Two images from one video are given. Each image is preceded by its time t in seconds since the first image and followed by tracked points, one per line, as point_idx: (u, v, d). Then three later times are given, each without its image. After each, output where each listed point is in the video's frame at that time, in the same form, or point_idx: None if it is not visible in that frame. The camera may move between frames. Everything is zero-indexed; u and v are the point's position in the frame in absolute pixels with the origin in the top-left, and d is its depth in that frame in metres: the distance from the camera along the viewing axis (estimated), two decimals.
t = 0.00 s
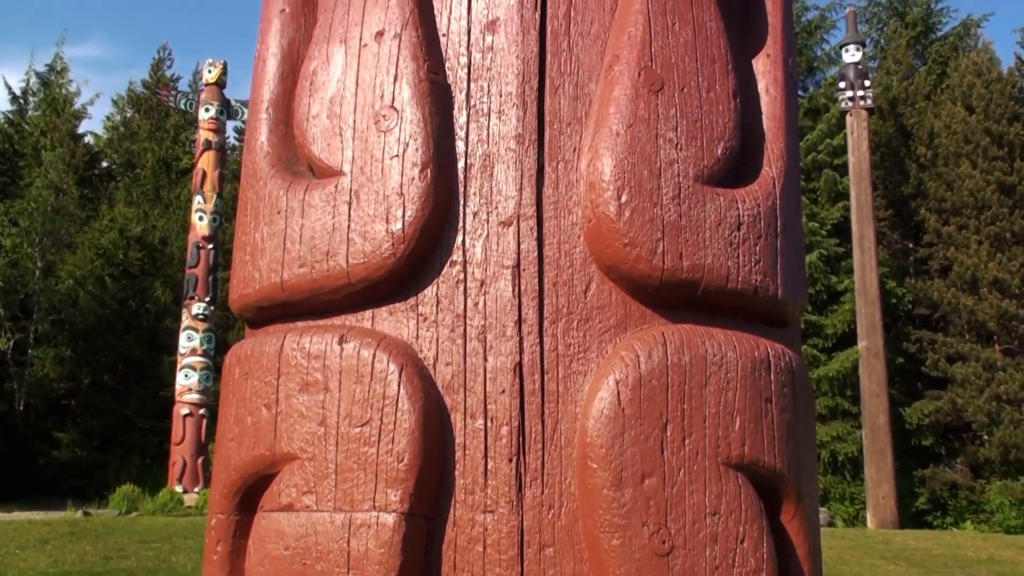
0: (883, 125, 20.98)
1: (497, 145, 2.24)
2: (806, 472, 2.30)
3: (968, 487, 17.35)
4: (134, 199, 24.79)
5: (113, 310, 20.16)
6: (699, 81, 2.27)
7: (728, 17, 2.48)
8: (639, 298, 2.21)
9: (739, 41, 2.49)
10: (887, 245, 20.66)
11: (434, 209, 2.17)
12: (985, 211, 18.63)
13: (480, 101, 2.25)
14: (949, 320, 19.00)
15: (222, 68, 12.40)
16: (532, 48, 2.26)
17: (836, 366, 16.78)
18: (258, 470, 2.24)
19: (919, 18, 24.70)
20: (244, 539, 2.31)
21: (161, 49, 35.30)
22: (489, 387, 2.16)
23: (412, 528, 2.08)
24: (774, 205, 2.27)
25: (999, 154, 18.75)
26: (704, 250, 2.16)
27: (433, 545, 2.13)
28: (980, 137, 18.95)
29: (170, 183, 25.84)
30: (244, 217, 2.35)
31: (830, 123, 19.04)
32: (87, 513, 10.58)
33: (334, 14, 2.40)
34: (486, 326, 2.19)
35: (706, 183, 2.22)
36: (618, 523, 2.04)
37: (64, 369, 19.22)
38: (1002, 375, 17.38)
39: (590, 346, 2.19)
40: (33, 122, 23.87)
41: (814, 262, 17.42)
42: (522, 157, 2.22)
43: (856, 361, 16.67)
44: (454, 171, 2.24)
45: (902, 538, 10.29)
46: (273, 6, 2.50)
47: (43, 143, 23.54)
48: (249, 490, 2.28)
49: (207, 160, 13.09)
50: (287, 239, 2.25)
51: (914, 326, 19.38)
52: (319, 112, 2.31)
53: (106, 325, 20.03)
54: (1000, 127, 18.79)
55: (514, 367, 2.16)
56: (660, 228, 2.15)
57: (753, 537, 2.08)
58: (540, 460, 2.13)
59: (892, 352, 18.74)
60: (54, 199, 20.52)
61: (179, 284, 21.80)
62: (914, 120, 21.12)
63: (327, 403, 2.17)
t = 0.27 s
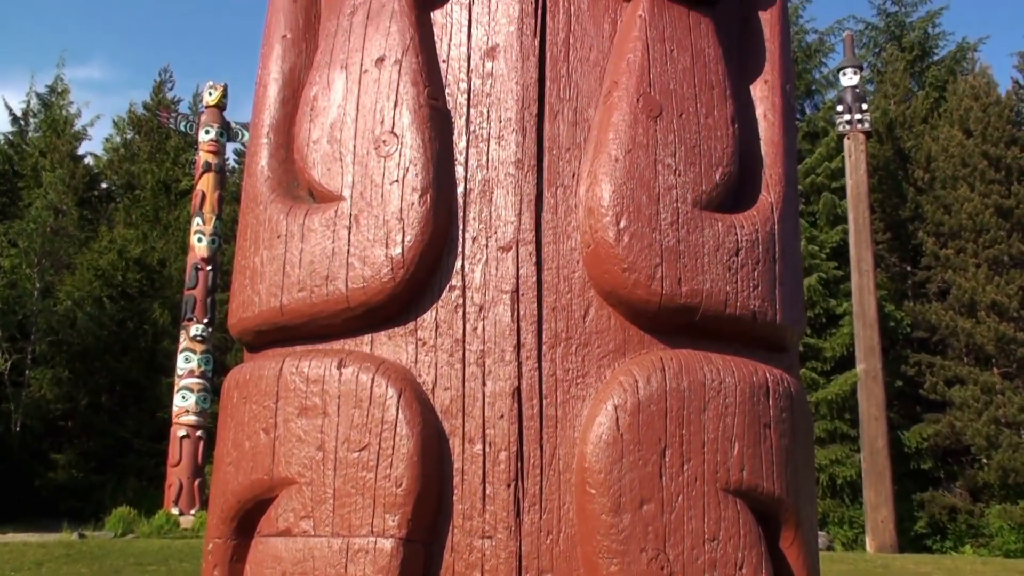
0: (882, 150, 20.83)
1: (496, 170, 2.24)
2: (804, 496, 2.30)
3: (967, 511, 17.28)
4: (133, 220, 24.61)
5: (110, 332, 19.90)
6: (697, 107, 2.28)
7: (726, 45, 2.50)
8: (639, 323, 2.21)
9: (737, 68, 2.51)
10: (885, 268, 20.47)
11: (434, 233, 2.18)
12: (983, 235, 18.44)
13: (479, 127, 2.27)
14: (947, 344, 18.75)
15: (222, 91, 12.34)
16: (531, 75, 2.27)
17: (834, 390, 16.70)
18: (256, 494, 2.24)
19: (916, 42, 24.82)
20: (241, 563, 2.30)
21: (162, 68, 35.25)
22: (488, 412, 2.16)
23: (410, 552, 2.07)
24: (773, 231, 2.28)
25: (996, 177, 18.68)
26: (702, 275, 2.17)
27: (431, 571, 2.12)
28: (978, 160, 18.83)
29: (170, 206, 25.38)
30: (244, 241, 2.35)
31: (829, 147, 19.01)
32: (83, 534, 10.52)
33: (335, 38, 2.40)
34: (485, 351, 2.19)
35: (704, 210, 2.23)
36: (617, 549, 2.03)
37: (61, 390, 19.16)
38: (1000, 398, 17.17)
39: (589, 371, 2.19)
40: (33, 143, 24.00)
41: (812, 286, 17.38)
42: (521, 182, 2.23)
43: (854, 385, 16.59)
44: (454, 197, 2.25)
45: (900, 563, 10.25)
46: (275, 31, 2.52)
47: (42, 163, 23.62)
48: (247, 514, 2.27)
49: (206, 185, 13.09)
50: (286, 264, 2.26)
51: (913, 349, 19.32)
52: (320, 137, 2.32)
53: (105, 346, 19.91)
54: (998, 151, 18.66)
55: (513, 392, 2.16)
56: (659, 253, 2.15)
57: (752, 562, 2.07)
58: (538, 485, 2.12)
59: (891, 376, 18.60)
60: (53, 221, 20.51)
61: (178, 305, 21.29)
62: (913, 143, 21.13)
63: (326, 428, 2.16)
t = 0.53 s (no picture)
0: (880, 173, 20.51)
1: (496, 196, 2.25)
2: (803, 520, 2.29)
3: (967, 534, 17.19)
4: (133, 241, 24.54)
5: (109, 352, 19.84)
6: (697, 133, 2.28)
7: (724, 70, 2.51)
8: (637, 348, 2.21)
9: (736, 93, 2.52)
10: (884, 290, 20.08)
11: (433, 258, 2.18)
12: (982, 258, 18.34)
13: (479, 152, 2.28)
14: (946, 366, 18.66)
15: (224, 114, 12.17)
16: (531, 101, 2.28)
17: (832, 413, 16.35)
18: (255, 518, 2.24)
19: (915, 66, 24.95)
20: None
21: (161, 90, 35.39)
22: (487, 437, 2.16)
23: None
24: (772, 256, 2.29)
25: (995, 201, 18.58)
26: (702, 300, 2.17)
27: None
28: (976, 183, 18.80)
29: (169, 226, 25.52)
30: (244, 265, 2.36)
31: (828, 169, 18.74)
32: (79, 557, 10.44)
33: (336, 63, 2.41)
34: (484, 376, 2.18)
35: (704, 236, 2.23)
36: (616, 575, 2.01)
37: (59, 412, 18.85)
38: (1000, 421, 16.86)
39: (588, 396, 2.19)
40: (34, 165, 24.08)
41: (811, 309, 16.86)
42: (521, 208, 2.24)
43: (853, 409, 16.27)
44: (453, 222, 2.25)
45: None
46: (277, 56, 2.54)
47: (42, 184, 23.54)
48: (245, 538, 2.27)
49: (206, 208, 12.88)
50: (287, 288, 2.26)
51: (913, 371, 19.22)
52: (320, 162, 2.33)
53: (102, 367, 19.77)
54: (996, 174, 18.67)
55: (512, 417, 2.16)
56: (658, 278, 2.15)
57: None
58: (537, 511, 2.11)
59: (890, 399, 18.39)
60: (52, 242, 20.43)
61: (176, 326, 21.42)
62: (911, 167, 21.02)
63: (325, 452, 2.16)
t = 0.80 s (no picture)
0: (879, 195, 19.76)
1: (496, 221, 2.26)
2: (803, 545, 2.29)
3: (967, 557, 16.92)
4: (132, 262, 24.36)
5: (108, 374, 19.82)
6: (696, 158, 2.29)
7: (723, 97, 2.53)
8: (636, 373, 2.21)
9: (735, 119, 2.53)
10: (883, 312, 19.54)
11: (434, 283, 2.19)
12: (981, 280, 17.95)
13: (480, 177, 2.29)
14: (946, 388, 18.18)
15: (223, 131, 11.29)
16: (531, 127, 2.29)
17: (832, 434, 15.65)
18: (254, 543, 2.23)
19: (913, 89, 24.83)
20: None
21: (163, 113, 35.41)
22: (487, 462, 2.15)
23: None
24: (771, 281, 2.30)
25: (994, 223, 18.20)
26: (701, 325, 2.17)
27: None
28: (975, 206, 18.46)
29: (170, 248, 25.11)
30: (245, 288, 2.37)
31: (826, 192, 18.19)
32: None
33: (336, 90, 2.42)
34: (484, 400, 2.18)
35: (703, 261, 2.24)
36: None
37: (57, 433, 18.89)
38: (1001, 443, 16.46)
39: (587, 421, 2.19)
40: (34, 187, 24.13)
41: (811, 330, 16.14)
42: (521, 233, 2.25)
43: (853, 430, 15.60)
44: (454, 247, 2.26)
45: None
46: (278, 81, 2.55)
47: (42, 207, 23.55)
48: (245, 563, 2.27)
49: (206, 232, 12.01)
50: (288, 312, 2.27)
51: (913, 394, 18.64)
52: (321, 187, 2.34)
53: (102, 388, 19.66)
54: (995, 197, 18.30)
55: (512, 442, 2.15)
56: (657, 303, 2.15)
57: None
58: (537, 536, 2.10)
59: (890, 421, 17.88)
60: (52, 263, 20.42)
61: (175, 347, 21.13)
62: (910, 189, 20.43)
63: (325, 477, 2.15)
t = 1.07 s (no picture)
0: (877, 216, 19.31)
1: (495, 246, 2.27)
2: (804, 568, 2.28)
3: None
4: (131, 284, 24.06)
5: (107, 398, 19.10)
6: (694, 183, 2.30)
7: (722, 122, 2.54)
8: (636, 396, 2.21)
9: (733, 143, 2.55)
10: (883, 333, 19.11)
11: (434, 306, 2.19)
12: (980, 301, 17.21)
13: (479, 202, 2.30)
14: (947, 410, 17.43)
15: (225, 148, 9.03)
16: (530, 152, 2.30)
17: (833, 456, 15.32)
18: (252, 568, 2.22)
19: (910, 110, 23.91)
20: None
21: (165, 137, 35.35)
22: (487, 486, 2.14)
23: None
24: (770, 304, 2.30)
25: (993, 245, 17.45)
26: (701, 349, 2.17)
27: None
28: (973, 228, 17.70)
29: (169, 269, 24.68)
30: (245, 313, 2.37)
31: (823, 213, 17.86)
32: None
33: (336, 115, 2.43)
34: (483, 424, 2.18)
35: (702, 284, 2.24)
36: None
37: (56, 455, 18.55)
38: (1001, 464, 15.70)
39: (587, 445, 2.18)
40: (34, 210, 24.23)
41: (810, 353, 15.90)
42: (520, 257, 2.25)
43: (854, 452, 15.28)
44: (454, 271, 2.27)
45: None
46: (278, 106, 2.56)
47: (42, 229, 23.63)
48: None
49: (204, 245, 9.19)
50: (287, 337, 2.27)
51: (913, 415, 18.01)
52: (321, 212, 2.34)
53: (101, 411, 19.09)
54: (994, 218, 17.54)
55: (512, 466, 2.14)
56: (656, 327, 2.15)
57: None
58: (536, 560, 2.09)
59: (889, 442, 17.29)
60: (51, 285, 20.01)
61: (174, 369, 20.98)
62: (909, 212, 19.51)
63: (325, 501, 2.14)
